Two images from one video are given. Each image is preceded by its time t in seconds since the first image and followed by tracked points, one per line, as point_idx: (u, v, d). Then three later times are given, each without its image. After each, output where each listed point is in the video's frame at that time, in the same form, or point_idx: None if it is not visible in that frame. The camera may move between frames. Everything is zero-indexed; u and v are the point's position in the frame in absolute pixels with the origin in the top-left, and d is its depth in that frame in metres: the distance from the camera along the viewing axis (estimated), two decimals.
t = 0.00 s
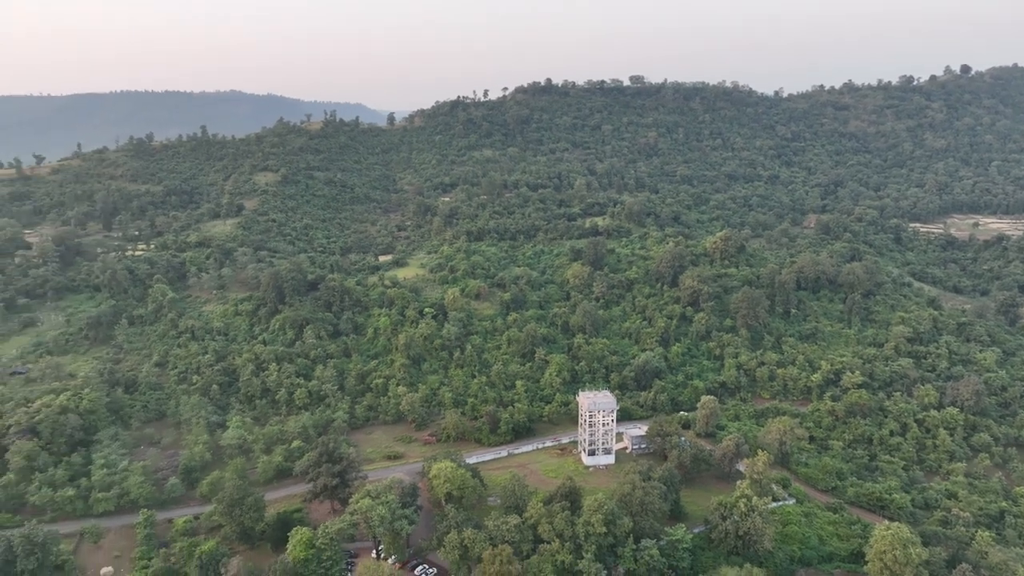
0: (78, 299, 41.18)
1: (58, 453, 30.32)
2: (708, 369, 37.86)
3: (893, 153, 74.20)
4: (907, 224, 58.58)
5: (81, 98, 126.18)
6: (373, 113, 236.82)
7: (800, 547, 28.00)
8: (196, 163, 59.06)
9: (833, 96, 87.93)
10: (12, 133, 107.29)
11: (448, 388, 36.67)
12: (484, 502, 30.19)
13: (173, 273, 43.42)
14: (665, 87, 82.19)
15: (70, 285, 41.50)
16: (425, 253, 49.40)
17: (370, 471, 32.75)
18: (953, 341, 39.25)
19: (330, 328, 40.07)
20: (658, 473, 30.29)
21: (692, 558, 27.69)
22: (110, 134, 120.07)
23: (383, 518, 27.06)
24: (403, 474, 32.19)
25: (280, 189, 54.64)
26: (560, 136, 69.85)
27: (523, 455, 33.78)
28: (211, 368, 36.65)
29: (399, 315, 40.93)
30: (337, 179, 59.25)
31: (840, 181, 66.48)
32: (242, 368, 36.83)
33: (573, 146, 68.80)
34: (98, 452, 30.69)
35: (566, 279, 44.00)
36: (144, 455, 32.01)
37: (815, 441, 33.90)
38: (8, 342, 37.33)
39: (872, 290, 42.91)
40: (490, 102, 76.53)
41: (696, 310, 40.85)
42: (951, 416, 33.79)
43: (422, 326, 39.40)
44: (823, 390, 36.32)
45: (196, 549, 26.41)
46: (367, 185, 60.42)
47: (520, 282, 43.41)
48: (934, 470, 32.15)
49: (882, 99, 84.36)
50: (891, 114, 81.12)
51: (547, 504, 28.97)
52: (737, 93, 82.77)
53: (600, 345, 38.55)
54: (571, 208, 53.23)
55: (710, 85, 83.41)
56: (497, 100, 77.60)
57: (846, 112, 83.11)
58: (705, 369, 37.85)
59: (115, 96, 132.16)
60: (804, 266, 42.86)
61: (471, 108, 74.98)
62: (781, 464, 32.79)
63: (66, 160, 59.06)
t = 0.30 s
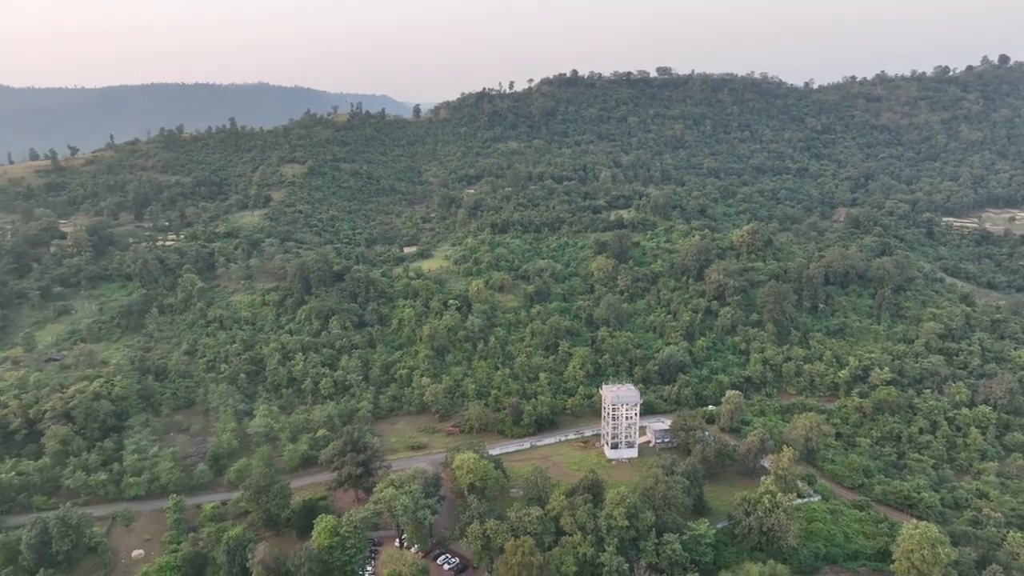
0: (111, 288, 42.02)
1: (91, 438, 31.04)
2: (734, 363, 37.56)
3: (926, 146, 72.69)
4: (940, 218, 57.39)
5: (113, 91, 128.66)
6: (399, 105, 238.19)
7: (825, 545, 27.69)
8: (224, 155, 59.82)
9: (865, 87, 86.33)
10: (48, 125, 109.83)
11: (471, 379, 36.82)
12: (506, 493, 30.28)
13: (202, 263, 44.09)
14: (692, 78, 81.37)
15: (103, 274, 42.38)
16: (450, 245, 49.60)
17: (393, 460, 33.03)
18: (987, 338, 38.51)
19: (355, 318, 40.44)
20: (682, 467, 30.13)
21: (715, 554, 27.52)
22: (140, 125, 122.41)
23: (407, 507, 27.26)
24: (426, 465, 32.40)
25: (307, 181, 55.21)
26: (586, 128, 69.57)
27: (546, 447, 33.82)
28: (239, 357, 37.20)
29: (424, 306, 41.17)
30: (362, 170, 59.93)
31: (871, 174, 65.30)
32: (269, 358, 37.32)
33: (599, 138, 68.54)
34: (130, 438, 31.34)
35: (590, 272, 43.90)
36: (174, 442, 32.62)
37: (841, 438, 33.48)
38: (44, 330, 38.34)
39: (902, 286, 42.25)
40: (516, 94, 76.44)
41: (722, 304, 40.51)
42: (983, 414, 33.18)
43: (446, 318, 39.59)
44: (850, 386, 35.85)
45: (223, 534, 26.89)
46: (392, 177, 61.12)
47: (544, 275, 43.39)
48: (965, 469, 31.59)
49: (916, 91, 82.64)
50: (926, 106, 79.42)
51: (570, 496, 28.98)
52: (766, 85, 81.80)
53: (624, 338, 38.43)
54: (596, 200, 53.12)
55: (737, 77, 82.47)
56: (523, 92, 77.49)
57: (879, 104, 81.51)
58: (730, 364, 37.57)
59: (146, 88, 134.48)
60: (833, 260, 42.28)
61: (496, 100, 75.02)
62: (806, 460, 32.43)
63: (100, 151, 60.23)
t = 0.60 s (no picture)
0: (142, 278, 42.84)
1: (123, 424, 31.70)
2: (759, 359, 37.21)
3: (961, 138, 71.08)
4: (974, 212, 56.12)
5: (145, 83, 130.92)
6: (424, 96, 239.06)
7: (851, 543, 27.32)
8: (253, 146, 60.53)
9: (898, 78, 84.63)
10: (83, 117, 112.38)
11: (495, 371, 36.93)
12: (529, 485, 30.31)
13: (230, 254, 44.69)
14: (720, 70, 80.46)
15: (134, 264, 43.19)
16: (474, 237, 49.71)
17: (416, 451, 33.24)
18: (1022, 336, 37.69)
19: (380, 310, 40.75)
20: (705, 463, 29.94)
21: (738, 549, 27.31)
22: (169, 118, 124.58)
23: (429, 497, 27.44)
24: (449, 456, 32.56)
25: (333, 172, 55.68)
26: (612, 120, 69.17)
27: (568, 440, 33.81)
28: (266, 346, 37.69)
29: (447, 298, 41.36)
30: (388, 162, 60.24)
31: (903, 167, 64.05)
32: (295, 348, 37.77)
33: (625, 130, 68.17)
34: (159, 425, 31.95)
35: (614, 265, 43.75)
36: (202, 429, 33.18)
37: (869, 435, 33.00)
38: (77, 318, 39.27)
39: (933, 281, 41.57)
40: (541, 86, 76.23)
41: (748, 299, 40.11)
42: (1016, 414, 32.51)
43: (470, 310, 39.73)
44: (879, 383, 35.35)
45: (249, 520, 27.31)
46: (418, 169, 61.35)
47: (568, 268, 43.33)
48: (996, 469, 30.98)
49: (952, 82, 80.83)
50: (961, 98, 77.62)
51: (592, 490, 28.95)
52: (795, 77, 80.71)
53: (648, 332, 38.25)
54: (622, 193, 52.94)
55: (766, 68, 81.43)
56: (549, 84, 77.26)
57: (913, 95, 79.84)
58: (756, 359, 37.23)
59: (176, 82, 136.91)
60: (863, 255, 41.66)
61: (522, 92, 74.92)
62: (832, 457, 32.03)
63: (131, 143, 61.30)
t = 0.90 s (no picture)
0: (171, 274, 43.62)
1: (151, 418, 32.24)
2: (785, 361, 36.81)
3: (996, 138, 69.51)
4: (1009, 214, 54.88)
5: (176, 83, 133.60)
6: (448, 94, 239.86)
7: (878, 549, 26.85)
8: (280, 144, 61.29)
9: (931, 77, 83.08)
10: (118, 117, 115.28)
11: (517, 370, 36.95)
12: (550, 485, 30.24)
13: (257, 251, 45.28)
14: (747, 68, 79.76)
15: (163, 260, 43.96)
16: (498, 236, 49.83)
17: (438, 449, 33.36)
18: None
19: (403, 308, 41.01)
20: (729, 465, 29.65)
21: (762, 553, 26.98)
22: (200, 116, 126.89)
23: (451, 495, 27.51)
24: (471, 454, 32.61)
25: (359, 171, 56.18)
26: (637, 119, 68.86)
27: (590, 440, 33.69)
28: (291, 343, 38.13)
29: (471, 297, 41.50)
30: (413, 161, 60.62)
31: (935, 167, 62.84)
32: (320, 344, 38.13)
33: (650, 129, 67.85)
34: (186, 419, 32.44)
35: (638, 265, 43.58)
36: (228, 424, 33.63)
37: (897, 440, 32.46)
38: (109, 313, 40.10)
39: (965, 284, 40.95)
40: (566, 85, 76.21)
41: (774, 300, 39.69)
42: None
43: (493, 308, 39.83)
44: (908, 387, 34.78)
45: (274, 515, 27.62)
46: (443, 168, 61.65)
47: (592, 267, 43.23)
48: None
49: (987, 81, 79.10)
50: (997, 97, 75.93)
51: (613, 490, 28.81)
52: (824, 75, 79.69)
53: (671, 333, 38.03)
54: (646, 192, 52.71)
55: (795, 66, 80.53)
56: (573, 83, 77.18)
57: (946, 94, 78.28)
58: (781, 361, 36.84)
59: (205, 81, 139.24)
60: (892, 257, 41.19)
61: (547, 91, 74.97)
62: (859, 462, 31.52)
63: (162, 140, 62.44)
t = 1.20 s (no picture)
0: (197, 272, 44.27)
1: (177, 414, 32.71)
2: (809, 364, 36.43)
3: None
4: None
5: (202, 83, 135.55)
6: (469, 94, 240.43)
7: (903, 556, 26.40)
8: (304, 144, 61.91)
9: (962, 76, 81.53)
10: (143, 115, 116.32)
11: (538, 370, 36.95)
12: (570, 485, 30.16)
13: (281, 250, 45.79)
14: (772, 68, 79.06)
15: (189, 258, 44.64)
16: (519, 236, 49.90)
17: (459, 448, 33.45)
18: None
19: (425, 307, 41.20)
20: (751, 468, 29.37)
21: (783, 558, 26.67)
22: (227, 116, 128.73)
23: (470, 494, 27.56)
24: (490, 453, 32.63)
25: (381, 170, 56.56)
26: (660, 119, 68.51)
27: (611, 441, 33.56)
28: (313, 341, 38.51)
29: (492, 296, 41.58)
30: (436, 161, 60.90)
31: (966, 168, 61.60)
32: (342, 343, 38.44)
33: (673, 129, 67.50)
34: (211, 415, 32.87)
35: (660, 265, 43.38)
36: (251, 421, 34.03)
37: (923, 446, 31.93)
38: (136, 310, 40.82)
39: (996, 288, 40.35)
40: (589, 85, 76.10)
41: (798, 302, 39.28)
42: None
43: (514, 308, 39.88)
44: (935, 392, 34.24)
45: (295, 511, 27.87)
46: (465, 167, 61.88)
47: (614, 268, 43.13)
48: None
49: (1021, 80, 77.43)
50: None
51: (634, 492, 28.67)
52: (852, 75, 78.68)
53: (693, 334, 37.80)
54: (669, 193, 52.46)
55: (821, 66, 79.61)
56: (596, 83, 77.03)
57: (978, 94, 76.76)
58: (805, 364, 36.46)
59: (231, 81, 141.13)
60: (920, 260, 40.81)
61: (570, 91, 74.91)
62: (884, 467, 31.03)
63: (189, 140, 63.40)
